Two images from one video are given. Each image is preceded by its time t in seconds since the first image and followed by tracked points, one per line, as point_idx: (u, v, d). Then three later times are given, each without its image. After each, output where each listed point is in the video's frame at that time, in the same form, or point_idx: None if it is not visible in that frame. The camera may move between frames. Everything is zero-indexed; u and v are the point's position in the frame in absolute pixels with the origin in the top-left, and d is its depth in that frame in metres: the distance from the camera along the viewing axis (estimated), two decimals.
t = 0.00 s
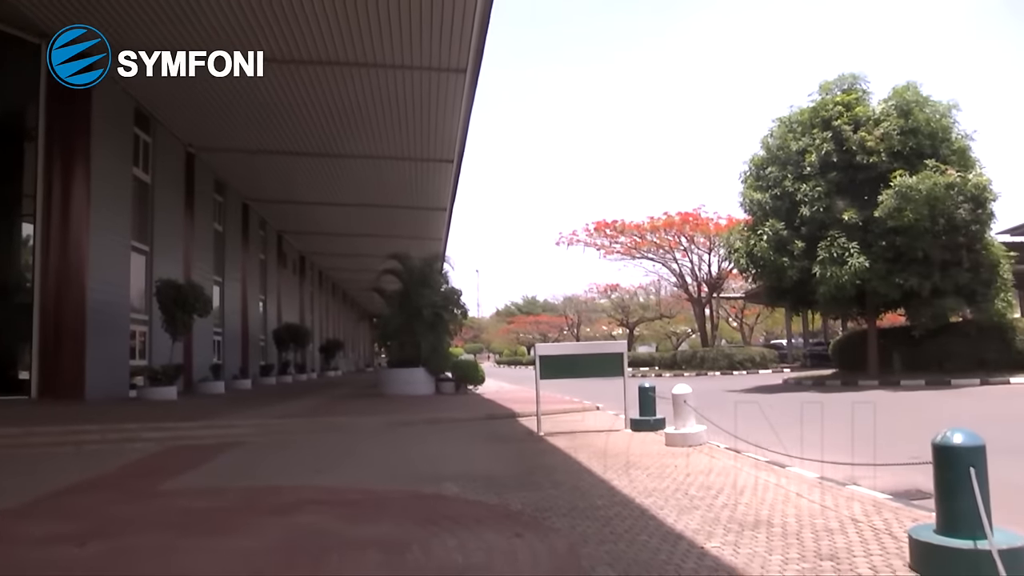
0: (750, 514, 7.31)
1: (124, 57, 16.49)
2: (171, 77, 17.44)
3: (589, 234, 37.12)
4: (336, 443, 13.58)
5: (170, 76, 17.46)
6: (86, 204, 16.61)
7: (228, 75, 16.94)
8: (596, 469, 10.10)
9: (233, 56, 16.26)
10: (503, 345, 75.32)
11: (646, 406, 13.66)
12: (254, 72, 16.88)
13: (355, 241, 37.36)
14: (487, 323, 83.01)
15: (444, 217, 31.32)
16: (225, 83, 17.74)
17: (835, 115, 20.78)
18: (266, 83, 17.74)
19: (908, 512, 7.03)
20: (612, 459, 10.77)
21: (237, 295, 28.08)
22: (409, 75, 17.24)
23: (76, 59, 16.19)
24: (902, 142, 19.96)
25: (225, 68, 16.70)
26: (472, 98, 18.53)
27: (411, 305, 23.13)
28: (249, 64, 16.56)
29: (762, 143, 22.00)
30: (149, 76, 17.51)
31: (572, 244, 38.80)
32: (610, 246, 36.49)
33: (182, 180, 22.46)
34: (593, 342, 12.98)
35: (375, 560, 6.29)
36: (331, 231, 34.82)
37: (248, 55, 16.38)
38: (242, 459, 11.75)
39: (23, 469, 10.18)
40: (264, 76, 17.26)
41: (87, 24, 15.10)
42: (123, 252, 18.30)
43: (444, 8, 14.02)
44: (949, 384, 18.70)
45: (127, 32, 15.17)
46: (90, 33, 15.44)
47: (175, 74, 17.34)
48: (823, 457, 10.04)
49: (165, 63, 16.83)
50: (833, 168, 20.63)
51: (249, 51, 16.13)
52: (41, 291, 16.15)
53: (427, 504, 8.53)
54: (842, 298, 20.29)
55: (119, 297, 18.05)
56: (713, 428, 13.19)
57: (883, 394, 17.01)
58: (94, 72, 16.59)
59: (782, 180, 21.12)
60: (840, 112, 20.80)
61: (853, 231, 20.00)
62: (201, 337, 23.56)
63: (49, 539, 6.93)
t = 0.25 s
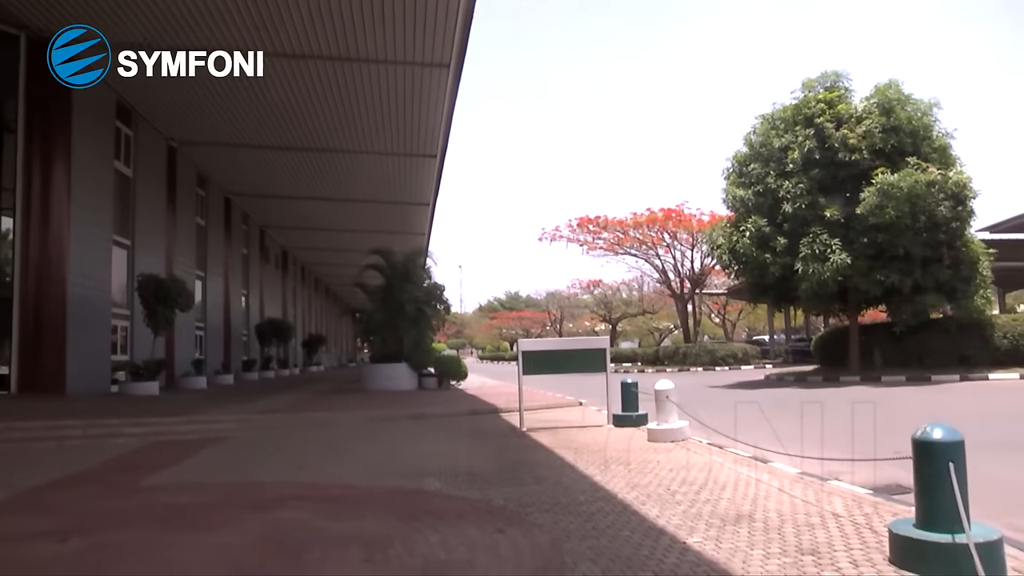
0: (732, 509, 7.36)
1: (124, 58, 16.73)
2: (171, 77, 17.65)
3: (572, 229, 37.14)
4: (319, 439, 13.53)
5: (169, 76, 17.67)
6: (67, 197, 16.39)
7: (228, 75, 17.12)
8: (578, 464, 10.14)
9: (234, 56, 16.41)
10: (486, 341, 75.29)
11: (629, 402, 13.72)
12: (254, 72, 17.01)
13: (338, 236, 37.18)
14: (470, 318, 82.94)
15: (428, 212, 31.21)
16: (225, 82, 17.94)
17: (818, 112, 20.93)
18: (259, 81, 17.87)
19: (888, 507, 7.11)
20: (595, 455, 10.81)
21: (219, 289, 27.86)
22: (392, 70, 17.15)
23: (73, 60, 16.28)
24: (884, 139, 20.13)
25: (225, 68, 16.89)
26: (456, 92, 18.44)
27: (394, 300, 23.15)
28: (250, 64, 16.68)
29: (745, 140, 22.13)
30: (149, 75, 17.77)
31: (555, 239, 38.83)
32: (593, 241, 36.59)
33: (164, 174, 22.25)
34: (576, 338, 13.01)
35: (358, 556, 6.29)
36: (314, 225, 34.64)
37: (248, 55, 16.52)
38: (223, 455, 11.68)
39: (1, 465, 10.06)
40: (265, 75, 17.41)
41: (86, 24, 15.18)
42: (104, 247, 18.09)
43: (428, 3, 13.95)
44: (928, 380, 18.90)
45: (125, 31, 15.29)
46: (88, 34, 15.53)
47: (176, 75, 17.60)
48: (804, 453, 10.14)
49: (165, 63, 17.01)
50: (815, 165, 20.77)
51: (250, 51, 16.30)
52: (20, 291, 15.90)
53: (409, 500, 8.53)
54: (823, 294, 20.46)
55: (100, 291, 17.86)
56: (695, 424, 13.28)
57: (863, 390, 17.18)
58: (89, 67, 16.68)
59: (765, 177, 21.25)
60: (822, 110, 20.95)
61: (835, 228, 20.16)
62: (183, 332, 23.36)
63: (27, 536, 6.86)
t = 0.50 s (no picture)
0: (720, 507, 7.40)
1: (124, 58, 16.88)
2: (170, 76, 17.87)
3: (560, 228, 37.17)
4: (307, 436, 13.49)
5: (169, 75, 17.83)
6: (53, 193, 16.26)
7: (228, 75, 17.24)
8: (566, 462, 10.15)
9: (233, 56, 16.52)
10: (474, 338, 75.20)
11: (617, 400, 13.75)
12: (253, 72, 17.11)
13: (326, 233, 37.06)
14: (458, 316, 82.78)
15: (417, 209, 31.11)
16: (227, 84, 18.19)
17: (806, 111, 21.04)
18: (259, 82, 18.07)
19: (874, 504, 7.17)
20: (583, 452, 10.83)
21: (207, 286, 27.74)
22: (381, 67, 17.11)
23: (77, 61, 16.36)
24: (872, 139, 20.25)
25: (225, 68, 17.01)
26: (444, 90, 18.40)
27: (382, 297, 23.06)
28: (249, 64, 16.79)
29: (734, 139, 22.24)
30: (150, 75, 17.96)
31: (543, 237, 38.84)
32: (582, 239, 36.65)
33: (152, 170, 22.13)
34: (565, 336, 13.02)
35: (345, 553, 6.28)
36: (303, 222, 34.52)
37: (248, 56, 16.63)
38: (211, 453, 11.63)
39: None
40: (264, 74, 17.50)
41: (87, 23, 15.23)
42: (91, 243, 17.98)
43: None
44: (915, 378, 19.04)
45: (126, 32, 15.44)
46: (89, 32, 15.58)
47: (175, 74, 17.77)
48: (792, 451, 10.19)
49: (165, 63, 17.18)
50: (804, 164, 20.89)
51: (250, 51, 16.42)
52: (6, 290, 15.85)
53: (397, 498, 8.52)
54: (811, 293, 20.58)
55: (87, 288, 17.74)
56: (683, 422, 13.32)
57: (850, 388, 17.31)
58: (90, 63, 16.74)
59: (753, 176, 21.35)
60: (810, 109, 21.07)
61: (823, 227, 20.28)
62: (170, 329, 23.23)
63: (13, 534, 6.82)
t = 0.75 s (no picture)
0: (707, 506, 7.44)
1: (124, 58, 16.85)
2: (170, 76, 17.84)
3: (548, 227, 37.21)
4: (295, 436, 13.45)
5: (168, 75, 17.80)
6: (38, 191, 16.08)
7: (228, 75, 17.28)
8: (554, 462, 10.17)
9: (234, 56, 16.55)
10: (462, 337, 75.20)
11: (605, 399, 13.78)
12: (253, 72, 17.19)
13: (314, 231, 36.92)
14: (446, 316, 82.69)
15: (405, 208, 31.04)
16: (226, 84, 18.20)
17: (793, 112, 21.14)
18: (259, 82, 18.11)
19: (860, 503, 7.22)
20: (571, 452, 10.85)
21: (194, 285, 27.59)
22: (370, 65, 17.07)
23: (76, 58, 16.52)
24: (858, 140, 20.36)
25: (225, 68, 17.05)
26: (433, 89, 18.37)
27: (370, 296, 22.99)
28: (250, 64, 16.85)
29: (722, 139, 22.33)
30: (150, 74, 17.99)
31: (531, 236, 38.87)
32: (570, 239, 36.71)
33: (139, 168, 22.00)
34: (553, 336, 13.03)
35: (333, 553, 6.27)
36: (290, 221, 34.38)
37: (249, 56, 16.68)
38: (198, 452, 11.58)
39: None
40: (264, 74, 17.58)
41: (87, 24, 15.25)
42: (77, 241, 17.81)
43: None
44: (901, 377, 19.18)
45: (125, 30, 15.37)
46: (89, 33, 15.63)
47: (175, 74, 17.76)
48: (778, 450, 10.25)
49: (165, 63, 17.14)
50: (791, 164, 20.99)
51: (250, 51, 16.47)
52: None
53: (385, 497, 8.51)
54: (798, 292, 20.71)
55: (73, 287, 17.62)
56: (670, 421, 13.37)
57: (836, 387, 17.42)
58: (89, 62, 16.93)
59: (741, 176, 21.46)
60: (798, 110, 21.17)
61: (810, 227, 20.39)
62: (158, 328, 23.09)
63: None
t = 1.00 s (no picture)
0: (695, 506, 7.47)
1: (124, 58, 16.79)
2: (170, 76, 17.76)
3: (537, 228, 37.24)
4: (282, 436, 13.40)
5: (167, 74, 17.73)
6: (24, 191, 15.96)
7: (228, 75, 17.29)
8: (542, 462, 10.17)
9: (234, 56, 16.55)
10: (451, 338, 75.14)
11: (593, 400, 13.80)
12: (253, 71, 17.18)
13: (303, 232, 36.79)
14: (435, 316, 82.58)
15: (394, 209, 30.98)
16: (223, 84, 18.14)
17: (781, 114, 21.25)
18: (258, 82, 18.07)
19: (847, 503, 7.28)
20: (559, 452, 10.86)
21: (182, 285, 27.45)
22: (358, 65, 17.04)
23: (75, 57, 16.63)
24: (846, 142, 20.48)
25: (224, 68, 17.06)
26: (421, 89, 18.35)
27: (358, 297, 22.91)
28: (250, 64, 16.85)
29: (710, 141, 22.43)
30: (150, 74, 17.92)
31: (520, 237, 38.89)
32: (559, 240, 36.73)
33: (126, 168, 21.86)
34: (541, 336, 13.04)
35: (321, 554, 6.26)
36: (279, 221, 34.24)
37: (249, 56, 16.68)
38: (185, 453, 11.53)
39: None
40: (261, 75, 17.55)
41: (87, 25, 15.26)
42: (63, 241, 17.69)
43: None
44: (888, 378, 19.32)
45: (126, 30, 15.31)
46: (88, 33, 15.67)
47: (174, 74, 17.69)
48: (766, 450, 10.31)
49: (165, 63, 17.08)
50: (779, 166, 21.10)
51: (250, 51, 16.45)
52: None
53: (372, 498, 8.50)
54: (786, 293, 20.82)
55: (59, 286, 17.49)
56: (659, 422, 13.41)
57: (823, 388, 17.53)
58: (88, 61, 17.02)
59: (729, 178, 21.56)
60: (786, 112, 21.28)
61: (798, 229, 20.50)
62: (145, 329, 22.96)
63: None
